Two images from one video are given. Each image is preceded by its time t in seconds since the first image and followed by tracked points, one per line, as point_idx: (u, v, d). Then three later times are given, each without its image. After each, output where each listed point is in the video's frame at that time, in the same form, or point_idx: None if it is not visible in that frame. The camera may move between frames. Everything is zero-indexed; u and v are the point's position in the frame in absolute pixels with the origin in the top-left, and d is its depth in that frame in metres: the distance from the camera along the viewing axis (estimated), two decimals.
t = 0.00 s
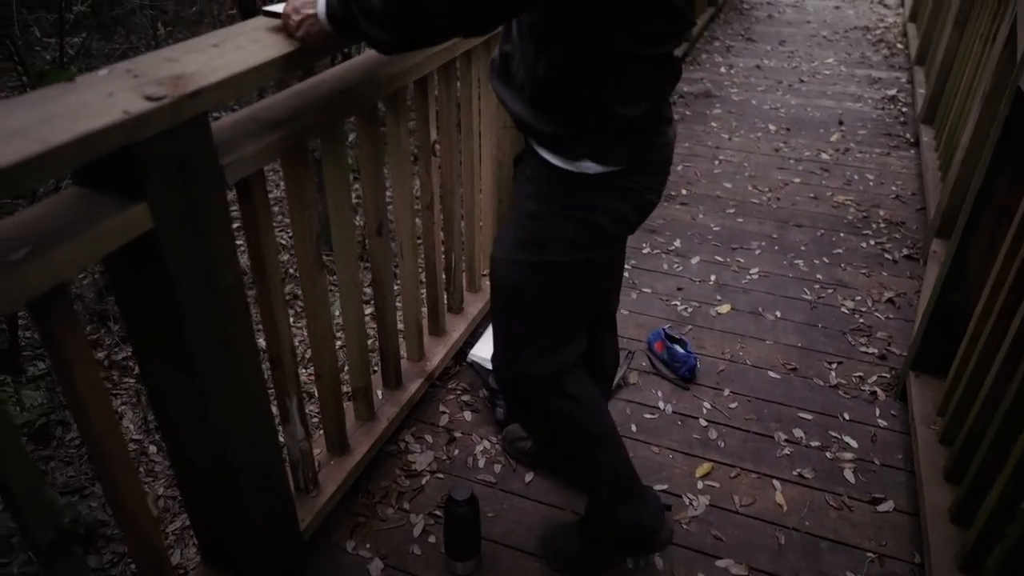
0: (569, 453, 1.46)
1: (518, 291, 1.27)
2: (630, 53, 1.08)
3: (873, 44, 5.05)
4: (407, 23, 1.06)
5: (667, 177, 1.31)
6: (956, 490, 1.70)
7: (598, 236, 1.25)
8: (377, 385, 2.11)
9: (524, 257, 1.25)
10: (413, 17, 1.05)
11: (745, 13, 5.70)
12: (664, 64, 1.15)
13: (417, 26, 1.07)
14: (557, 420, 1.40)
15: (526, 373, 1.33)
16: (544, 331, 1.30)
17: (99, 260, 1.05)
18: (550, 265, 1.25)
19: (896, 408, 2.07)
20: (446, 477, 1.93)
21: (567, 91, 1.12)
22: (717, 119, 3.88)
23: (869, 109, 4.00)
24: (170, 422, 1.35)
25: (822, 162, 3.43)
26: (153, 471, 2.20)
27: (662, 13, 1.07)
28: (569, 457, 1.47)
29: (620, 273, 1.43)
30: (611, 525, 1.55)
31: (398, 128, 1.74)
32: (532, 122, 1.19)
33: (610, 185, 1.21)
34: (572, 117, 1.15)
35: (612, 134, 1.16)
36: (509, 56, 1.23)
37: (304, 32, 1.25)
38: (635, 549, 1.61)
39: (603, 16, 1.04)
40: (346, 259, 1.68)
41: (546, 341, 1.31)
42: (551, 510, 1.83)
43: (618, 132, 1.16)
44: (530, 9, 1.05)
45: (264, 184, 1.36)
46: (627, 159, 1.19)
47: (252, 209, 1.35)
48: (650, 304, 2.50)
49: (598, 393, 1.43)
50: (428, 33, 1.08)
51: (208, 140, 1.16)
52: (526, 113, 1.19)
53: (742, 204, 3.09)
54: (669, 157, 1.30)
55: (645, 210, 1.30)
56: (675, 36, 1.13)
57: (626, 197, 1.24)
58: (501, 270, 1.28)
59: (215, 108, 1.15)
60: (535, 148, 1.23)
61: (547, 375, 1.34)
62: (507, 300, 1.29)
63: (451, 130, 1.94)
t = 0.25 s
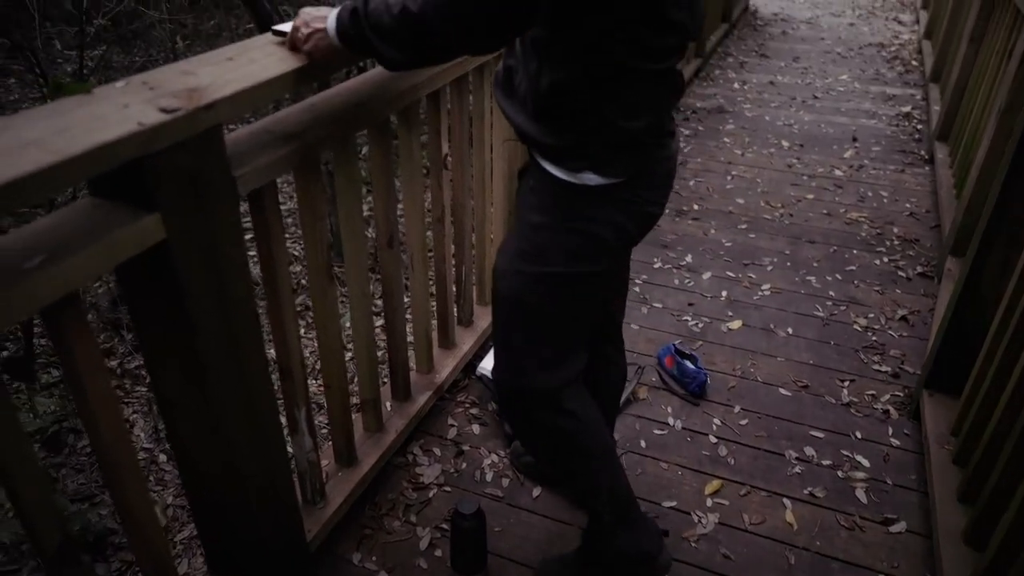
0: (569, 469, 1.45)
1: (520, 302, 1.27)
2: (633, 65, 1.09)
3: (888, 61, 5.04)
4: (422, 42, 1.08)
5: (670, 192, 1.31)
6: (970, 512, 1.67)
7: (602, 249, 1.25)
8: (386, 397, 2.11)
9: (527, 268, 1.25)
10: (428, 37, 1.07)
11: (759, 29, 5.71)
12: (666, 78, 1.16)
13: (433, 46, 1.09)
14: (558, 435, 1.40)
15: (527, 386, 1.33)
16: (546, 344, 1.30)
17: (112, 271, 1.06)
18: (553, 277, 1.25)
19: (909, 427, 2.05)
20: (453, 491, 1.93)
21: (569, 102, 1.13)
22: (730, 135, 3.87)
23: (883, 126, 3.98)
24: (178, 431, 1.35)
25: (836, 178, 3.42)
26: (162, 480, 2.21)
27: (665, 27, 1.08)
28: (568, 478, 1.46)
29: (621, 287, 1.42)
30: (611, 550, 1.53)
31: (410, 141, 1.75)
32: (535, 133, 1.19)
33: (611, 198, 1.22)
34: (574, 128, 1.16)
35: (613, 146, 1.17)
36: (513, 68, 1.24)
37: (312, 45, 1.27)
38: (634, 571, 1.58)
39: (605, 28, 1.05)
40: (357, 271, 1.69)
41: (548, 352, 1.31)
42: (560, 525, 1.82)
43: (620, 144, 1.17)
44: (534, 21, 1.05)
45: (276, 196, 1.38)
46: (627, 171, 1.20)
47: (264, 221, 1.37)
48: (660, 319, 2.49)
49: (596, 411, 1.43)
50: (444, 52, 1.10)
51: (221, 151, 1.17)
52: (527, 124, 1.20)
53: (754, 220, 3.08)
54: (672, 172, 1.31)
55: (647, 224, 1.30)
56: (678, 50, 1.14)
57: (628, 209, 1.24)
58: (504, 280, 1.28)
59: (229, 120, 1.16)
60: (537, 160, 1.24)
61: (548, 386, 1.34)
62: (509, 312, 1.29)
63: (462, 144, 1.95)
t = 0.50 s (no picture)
0: (573, 488, 1.43)
1: (528, 317, 1.26)
2: (637, 82, 1.10)
3: (903, 78, 5.02)
4: (430, 59, 1.08)
5: (676, 207, 1.32)
6: (986, 535, 1.65)
7: (607, 263, 1.25)
8: (395, 409, 2.11)
9: (534, 282, 1.25)
10: (436, 55, 1.08)
11: (774, 46, 5.71)
12: (670, 94, 1.17)
13: (442, 64, 1.09)
14: (563, 455, 1.39)
15: (533, 403, 1.32)
16: (553, 359, 1.29)
17: (125, 281, 1.08)
18: (559, 292, 1.24)
19: (923, 448, 2.02)
20: (462, 505, 1.92)
21: (573, 118, 1.14)
22: (744, 151, 3.87)
23: (899, 143, 3.96)
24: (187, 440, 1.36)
25: (850, 196, 3.40)
26: (173, 490, 2.22)
27: (670, 45, 1.09)
28: (571, 500, 1.45)
29: (627, 304, 1.42)
30: None
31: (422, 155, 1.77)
32: (540, 149, 1.21)
33: (617, 213, 1.22)
34: (579, 144, 1.17)
35: (618, 161, 1.18)
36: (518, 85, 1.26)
37: (320, 62, 1.26)
38: None
39: (609, 46, 1.06)
40: (368, 283, 1.69)
41: (555, 366, 1.30)
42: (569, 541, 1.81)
43: (625, 160, 1.18)
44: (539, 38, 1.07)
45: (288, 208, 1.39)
46: (632, 187, 1.21)
47: (276, 232, 1.38)
48: (672, 335, 2.47)
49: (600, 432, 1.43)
50: (453, 70, 1.10)
51: (234, 163, 1.19)
52: (533, 140, 1.22)
53: (768, 236, 3.06)
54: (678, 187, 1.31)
55: (654, 239, 1.31)
56: (682, 67, 1.15)
57: (635, 225, 1.25)
58: (510, 296, 1.28)
59: (243, 133, 1.18)
60: (543, 175, 1.25)
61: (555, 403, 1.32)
62: (515, 328, 1.28)
63: (475, 158, 1.96)
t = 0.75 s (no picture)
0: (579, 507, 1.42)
1: (538, 335, 1.26)
2: (643, 100, 1.11)
3: (919, 95, 5.00)
4: (436, 80, 1.09)
5: (684, 224, 1.32)
6: (1003, 559, 1.61)
7: (618, 283, 1.25)
8: (405, 423, 2.11)
9: (543, 301, 1.25)
10: (442, 76, 1.08)
11: (788, 63, 5.71)
12: (676, 111, 1.18)
13: (448, 85, 1.10)
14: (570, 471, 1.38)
15: (542, 422, 1.31)
16: (561, 380, 1.29)
17: (137, 291, 1.08)
18: (568, 311, 1.24)
19: (939, 469, 1.99)
20: (470, 520, 1.91)
21: (579, 137, 1.15)
22: (758, 167, 3.86)
23: (914, 161, 3.94)
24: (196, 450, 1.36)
25: (865, 213, 3.38)
26: (182, 500, 2.23)
27: (675, 64, 1.10)
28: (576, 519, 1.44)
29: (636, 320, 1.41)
30: None
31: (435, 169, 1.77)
32: (547, 168, 1.21)
33: (626, 231, 1.22)
34: (586, 162, 1.17)
35: (626, 180, 1.18)
36: (524, 104, 1.27)
37: (325, 79, 1.25)
38: None
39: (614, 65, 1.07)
40: (379, 296, 1.70)
41: (564, 388, 1.29)
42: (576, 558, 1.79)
43: (632, 178, 1.18)
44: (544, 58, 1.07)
45: (301, 219, 1.40)
46: (640, 205, 1.21)
47: (288, 244, 1.39)
48: (683, 352, 2.46)
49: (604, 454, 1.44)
50: (460, 91, 1.11)
51: (247, 175, 1.20)
52: (539, 159, 1.23)
53: (781, 253, 3.05)
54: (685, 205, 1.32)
55: (663, 256, 1.31)
56: (688, 86, 1.16)
57: (643, 242, 1.25)
58: (518, 314, 1.28)
59: (257, 146, 1.19)
60: (550, 194, 1.26)
61: (564, 422, 1.32)
62: (524, 347, 1.28)
63: (488, 173, 1.96)
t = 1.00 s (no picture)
0: (588, 527, 1.41)
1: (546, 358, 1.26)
2: (650, 122, 1.11)
3: (936, 113, 4.98)
4: (439, 100, 1.10)
5: (693, 244, 1.32)
6: None
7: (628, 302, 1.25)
8: (415, 436, 2.11)
9: (550, 324, 1.25)
10: (443, 95, 1.09)
11: (804, 80, 5.70)
12: (684, 132, 1.18)
13: (450, 103, 1.10)
14: (581, 488, 1.37)
15: (552, 438, 1.30)
16: (568, 402, 1.29)
17: (151, 301, 1.10)
18: (575, 333, 1.24)
19: (956, 491, 1.96)
20: (479, 535, 1.90)
21: (586, 159, 1.15)
22: (772, 183, 3.85)
23: (931, 179, 3.91)
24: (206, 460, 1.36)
25: (881, 231, 3.35)
26: (193, 511, 2.23)
27: (683, 85, 1.10)
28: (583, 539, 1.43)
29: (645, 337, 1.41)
30: None
31: (449, 183, 1.78)
32: (554, 189, 1.22)
33: (634, 253, 1.22)
34: (594, 184, 1.18)
35: (634, 201, 1.18)
36: (530, 124, 1.28)
37: (326, 94, 1.23)
38: None
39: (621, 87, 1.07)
40: (391, 309, 1.70)
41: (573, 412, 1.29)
42: None
43: (640, 200, 1.18)
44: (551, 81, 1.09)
45: (314, 231, 1.40)
46: (648, 227, 1.21)
47: (302, 257, 1.40)
48: (696, 368, 2.44)
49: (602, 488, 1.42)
50: (462, 109, 1.11)
51: (262, 188, 1.21)
52: (547, 181, 1.23)
53: (795, 270, 3.03)
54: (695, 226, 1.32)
55: (673, 276, 1.31)
56: (697, 107, 1.16)
57: (652, 263, 1.25)
58: (523, 339, 1.28)
59: (271, 160, 1.20)
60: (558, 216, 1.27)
61: (574, 443, 1.31)
62: (532, 370, 1.27)
63: (501, 187, 1.97)
